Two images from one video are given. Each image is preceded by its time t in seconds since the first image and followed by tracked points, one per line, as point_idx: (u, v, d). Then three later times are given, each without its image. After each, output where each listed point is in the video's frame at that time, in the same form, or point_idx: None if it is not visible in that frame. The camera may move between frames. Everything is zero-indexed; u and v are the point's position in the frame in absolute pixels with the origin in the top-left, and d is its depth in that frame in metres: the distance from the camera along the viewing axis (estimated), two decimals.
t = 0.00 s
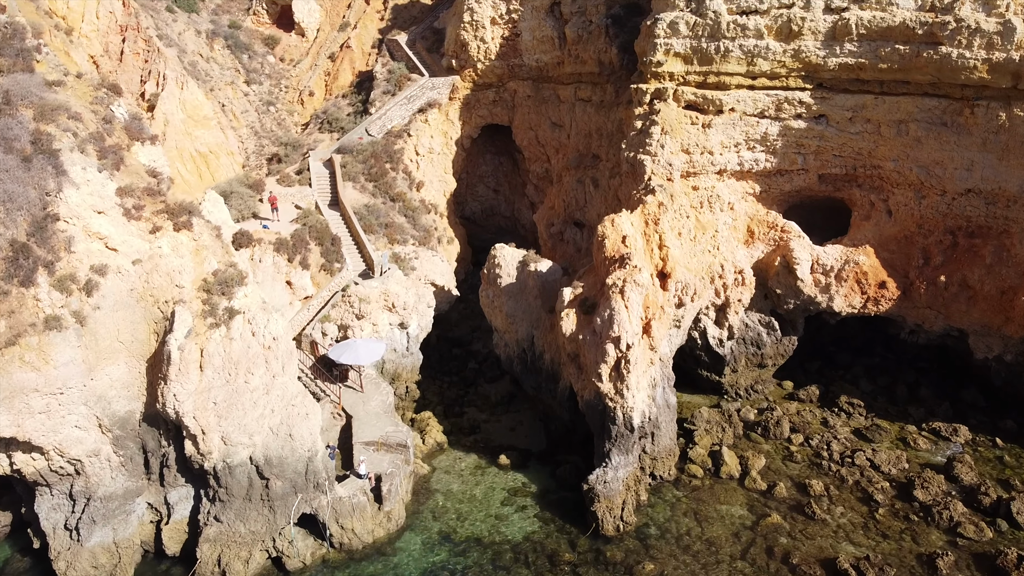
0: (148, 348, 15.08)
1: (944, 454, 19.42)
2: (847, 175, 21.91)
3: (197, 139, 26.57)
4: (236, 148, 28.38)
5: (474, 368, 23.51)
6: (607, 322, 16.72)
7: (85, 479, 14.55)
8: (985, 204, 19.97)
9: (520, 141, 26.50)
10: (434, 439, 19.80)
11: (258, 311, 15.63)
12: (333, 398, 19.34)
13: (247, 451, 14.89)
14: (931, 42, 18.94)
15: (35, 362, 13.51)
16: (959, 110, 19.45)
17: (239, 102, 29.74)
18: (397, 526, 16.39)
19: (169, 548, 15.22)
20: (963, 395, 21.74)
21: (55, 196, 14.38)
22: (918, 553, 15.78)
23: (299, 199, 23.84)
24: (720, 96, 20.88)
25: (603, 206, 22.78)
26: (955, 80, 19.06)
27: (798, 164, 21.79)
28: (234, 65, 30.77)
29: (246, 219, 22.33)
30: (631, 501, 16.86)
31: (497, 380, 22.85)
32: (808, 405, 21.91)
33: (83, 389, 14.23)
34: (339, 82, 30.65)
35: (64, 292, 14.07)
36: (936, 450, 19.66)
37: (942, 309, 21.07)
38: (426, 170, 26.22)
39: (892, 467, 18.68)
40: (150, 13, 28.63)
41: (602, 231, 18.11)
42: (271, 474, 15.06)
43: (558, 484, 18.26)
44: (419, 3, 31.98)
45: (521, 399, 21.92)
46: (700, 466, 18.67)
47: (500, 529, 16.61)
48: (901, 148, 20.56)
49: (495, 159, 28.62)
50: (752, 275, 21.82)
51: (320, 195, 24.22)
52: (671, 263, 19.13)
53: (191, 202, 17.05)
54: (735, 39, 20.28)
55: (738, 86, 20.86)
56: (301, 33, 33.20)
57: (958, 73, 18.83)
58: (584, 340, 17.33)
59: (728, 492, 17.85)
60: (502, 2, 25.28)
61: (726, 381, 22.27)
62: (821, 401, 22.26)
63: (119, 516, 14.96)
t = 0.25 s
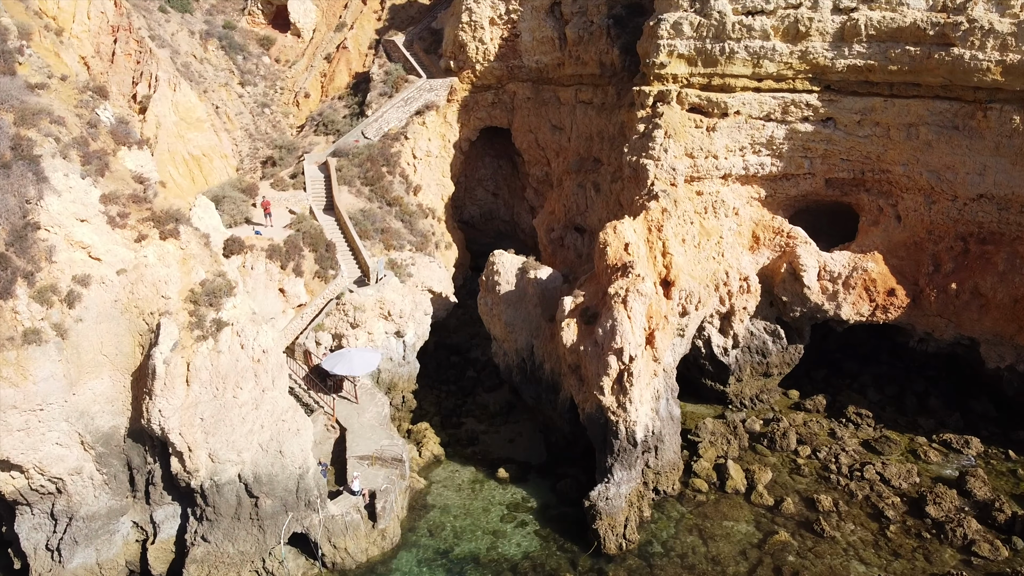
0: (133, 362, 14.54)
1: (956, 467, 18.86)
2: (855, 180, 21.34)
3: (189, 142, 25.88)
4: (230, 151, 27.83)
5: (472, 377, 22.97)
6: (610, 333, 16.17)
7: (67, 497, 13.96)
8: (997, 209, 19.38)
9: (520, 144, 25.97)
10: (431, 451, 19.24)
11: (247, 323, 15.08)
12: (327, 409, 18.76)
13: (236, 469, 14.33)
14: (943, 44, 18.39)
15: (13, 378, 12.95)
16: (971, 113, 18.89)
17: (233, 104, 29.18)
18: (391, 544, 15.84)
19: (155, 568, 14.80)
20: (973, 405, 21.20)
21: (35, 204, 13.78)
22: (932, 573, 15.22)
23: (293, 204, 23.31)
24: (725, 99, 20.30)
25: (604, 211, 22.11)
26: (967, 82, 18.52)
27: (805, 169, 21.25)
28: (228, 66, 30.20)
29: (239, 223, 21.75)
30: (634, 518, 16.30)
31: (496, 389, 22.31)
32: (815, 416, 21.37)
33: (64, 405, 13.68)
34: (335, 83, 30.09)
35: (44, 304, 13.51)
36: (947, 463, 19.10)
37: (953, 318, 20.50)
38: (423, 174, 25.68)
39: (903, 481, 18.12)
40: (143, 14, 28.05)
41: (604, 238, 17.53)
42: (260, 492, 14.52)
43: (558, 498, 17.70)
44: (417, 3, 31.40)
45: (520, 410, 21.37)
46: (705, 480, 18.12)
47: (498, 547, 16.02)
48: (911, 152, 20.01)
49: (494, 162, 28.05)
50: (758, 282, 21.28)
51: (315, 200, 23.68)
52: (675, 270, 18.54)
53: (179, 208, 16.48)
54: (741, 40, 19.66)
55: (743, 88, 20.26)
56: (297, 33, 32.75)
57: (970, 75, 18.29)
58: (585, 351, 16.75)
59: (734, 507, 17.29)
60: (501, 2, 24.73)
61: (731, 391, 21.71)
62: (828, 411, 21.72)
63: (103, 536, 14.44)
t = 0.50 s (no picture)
0: (117, 375, 14.00)
1: (969, 481, 18.31)
2: (862, 184, 20.81)
3: (181, 145, 25.46)
4: (223, 154, 27.28)
5: (471, 386, 22.46)
6: (612, 345, 15.62)
7: (47, 517, 13.32)
8: (1011, 215, 18.76)
9: (520, 146, 25.41)
10: (428, 464, 18.69)
11: (235, 335, 14.52)
12: (320, 422, 18.21)
13: (223, 487, 13.79)
14: (955, 44, 17.84)
15: None
16: (984, 116, 18.33)
17: (227, 106, 28.63)
18: (386, 563, 15.30)
19: None
20: (984, 415, 20.67)
21: (14, 212, 13.20)
22: None
23: (287, 208, 22.70)
24: (730, 101, 19.60)
25: (605, 216, 21.52)
26: (980, 84, 17.98)
27: (812, 173, 20.69)
28: (222, 67, 29.64)
29: (232, 229, 21.32)
30: (637, 535, 15.76)
31: (495, 398, 21.79)
32: (821, 426, 20.85)
33: (44, 422, 13.11)
34: (331, 84, 29.53)
35: (23, 316, 12.96)
36: (959, 476, 18.55)
37: (964, 326, 19.94)
38: (421, 177, 25.12)
39: (914, 495, 17.57)
40: (134, 13, 27.50)
41: (606, 246, 16.98)
42: (248, 511, 13.96)
43: (558, 514, 17.15)
44: (415, 3, 30.83)
45: (519, 420, 20.84)
46: (710, 495, 17.58)
47: (496, 566, 15.47)
48: (921, 156, 19.44)
49: (493, 165, 27.48)
50: (764, 290, 20.75)
51: (309, 204, 23.08)
52: (679, 278, 17.94)
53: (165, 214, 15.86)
54: (746, 41, 19.08)
55: (749, 90, 19.67)
56: (293, 33, 32.03)
57: (983, 77, 17.75)
58: (586, 363, 16.20)
59: (740, 523, 16.75)
60: (500, 2, 24.19)
61: (736, 401, 21.19)
62: (835, 421, 21.19)
63: (85, 557, 13.82)
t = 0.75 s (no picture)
0: (99, 390, 13.46)
1: (982, 496, 17.75)
2: (871, 189, 20.25)
3: (174, 147, 24.91)
4: (217, 155, 26.78)
5: (469, 395, 21.93)
6: (614, 357, 15.05)
7: (26, 538, 12.72)
8: None
9: (519, 149, 24.83)
10: (424, 478, 18.13)
11: (223, 348, 13.96)
12: (313, 435, 17.67)
13: (209, 507, 13.22)
14: (968, 45, 17.29)
15: None
16: (997, 119, 17.75)
17: (221, 107, 28.06)
18: None
19: None
20: (996, 426, 20.12)
21: None
22: None
23: (281, 212, 22.10)
24: (736, 104, 18.96)
25: (607, 221, 20.93)
26: (994, 86, 17.40)
27: (819, 177, 20.12)
28: (216, 67, 29.06)
29: (223, 234, 20.78)
30: (640, 554, 15.21)
31: (493, 408, 21.25)
32: (829, 438, 20.30)
33: (22, 439, 12.51)
34: (327, 85, 28.95)
35: None
36: (972, 491, 18.00)
37: (977, 335, 19.35)
38: (418, 181, 24.55)
39: (926, 511, 17.02)
40: (126, 13, 26.92)
41: (608, 253, 16.42)
42: (236, 532, 13.42)
43: (558, 530, 16.58)
44: (412, 2, 30.25)
45: (518, 430, 20.29)
46: (715, 510, 17.02)
47: None
48: (932, 160, 18.86)
49: (492, 168, 26.90)
50: (770, 297, 20.20)
51: (303, 209, 22.50)
52: (683, 286, 17.41)
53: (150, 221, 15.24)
54: (753, 41, 18.53)
55: (755, 92, 19.08)
56: (288, 33, 31.50)
57: (997, 79, 17.19)
58: (588, 375, 15.64)
59: (747, 541, 16.19)
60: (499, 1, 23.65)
61: (741, 411, 20.66)
62: (843, 432, 20.66)
63: None
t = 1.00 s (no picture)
0: (80, 409, 12.87)
1: (997, 513, 17.18)
2: (880, 195, 19.72)
3: (165, 151, 24.11)
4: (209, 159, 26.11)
5: (467, 406, 21.40)
6: (617, 372, 14.48)
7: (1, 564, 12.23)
8: None
9: (518, 153, 24.26)
10: (420, 495, 17.53)
11: (209, 364, 13.41)
12: (305, 451, 17.08)
13: (194, 531, 12.65)
14: (983, 48, 16.67)
15: None
16: (1013, 124, 17.14)
17: (214, 110, 27.48)
18: None
19: None
20: (1010, 439, 19.55)
21: None
22: None
23: (274, 219, 21.57)
24: (743, 108, 18.31)
25: (608, 228, 20.33)
26: (1010, 90, 16.78)
27: (827, 182, 19.57)
28: (209, 69, 28.49)
29: (214, 242, 20.29)
30: None
31: (492, 420, 20.71)
32: (837, 451, 19.73)
33: None
34: (323, 88, 28.36)
35: None
36: (986, 508, 17.42)
37: (991, 346, 18.72)
38: (415, 186, 23.97)
39: (939, 530, 16.45)
40: (117, 14, 26.37)
41: (610, 264, 15.85)
42: (222, 557, 12.90)
43: (558, 550, 16.00)
44: (410, 3, 29.64)
45: (518, 444, 19.73)
46: (721, 529, 16.45)
47: None
48: (945, 166, 18.26)
49: (491, 172, 26.32)
50: (777, 307, 19.67)
51: (297, 215, 21.94)
52: (688, 297, 16.85)
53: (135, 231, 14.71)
54: (760, 43, 17.88)
55: (762, 96, 18.40)
56: (284, 35, 30.90)
57: (1013, 82, 16.58)
58: (590, 391, 15.08)
59: (755, 562, 15.62)
60: (498, 2, 23.08)
61: (747, 424, 20.09)
62: (851, 445, 20.10)
63: None
